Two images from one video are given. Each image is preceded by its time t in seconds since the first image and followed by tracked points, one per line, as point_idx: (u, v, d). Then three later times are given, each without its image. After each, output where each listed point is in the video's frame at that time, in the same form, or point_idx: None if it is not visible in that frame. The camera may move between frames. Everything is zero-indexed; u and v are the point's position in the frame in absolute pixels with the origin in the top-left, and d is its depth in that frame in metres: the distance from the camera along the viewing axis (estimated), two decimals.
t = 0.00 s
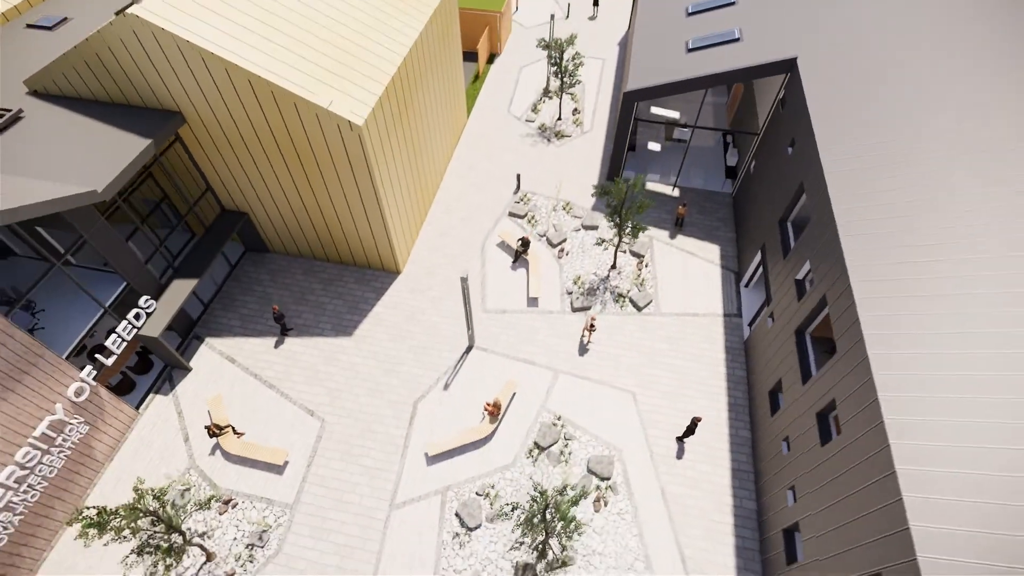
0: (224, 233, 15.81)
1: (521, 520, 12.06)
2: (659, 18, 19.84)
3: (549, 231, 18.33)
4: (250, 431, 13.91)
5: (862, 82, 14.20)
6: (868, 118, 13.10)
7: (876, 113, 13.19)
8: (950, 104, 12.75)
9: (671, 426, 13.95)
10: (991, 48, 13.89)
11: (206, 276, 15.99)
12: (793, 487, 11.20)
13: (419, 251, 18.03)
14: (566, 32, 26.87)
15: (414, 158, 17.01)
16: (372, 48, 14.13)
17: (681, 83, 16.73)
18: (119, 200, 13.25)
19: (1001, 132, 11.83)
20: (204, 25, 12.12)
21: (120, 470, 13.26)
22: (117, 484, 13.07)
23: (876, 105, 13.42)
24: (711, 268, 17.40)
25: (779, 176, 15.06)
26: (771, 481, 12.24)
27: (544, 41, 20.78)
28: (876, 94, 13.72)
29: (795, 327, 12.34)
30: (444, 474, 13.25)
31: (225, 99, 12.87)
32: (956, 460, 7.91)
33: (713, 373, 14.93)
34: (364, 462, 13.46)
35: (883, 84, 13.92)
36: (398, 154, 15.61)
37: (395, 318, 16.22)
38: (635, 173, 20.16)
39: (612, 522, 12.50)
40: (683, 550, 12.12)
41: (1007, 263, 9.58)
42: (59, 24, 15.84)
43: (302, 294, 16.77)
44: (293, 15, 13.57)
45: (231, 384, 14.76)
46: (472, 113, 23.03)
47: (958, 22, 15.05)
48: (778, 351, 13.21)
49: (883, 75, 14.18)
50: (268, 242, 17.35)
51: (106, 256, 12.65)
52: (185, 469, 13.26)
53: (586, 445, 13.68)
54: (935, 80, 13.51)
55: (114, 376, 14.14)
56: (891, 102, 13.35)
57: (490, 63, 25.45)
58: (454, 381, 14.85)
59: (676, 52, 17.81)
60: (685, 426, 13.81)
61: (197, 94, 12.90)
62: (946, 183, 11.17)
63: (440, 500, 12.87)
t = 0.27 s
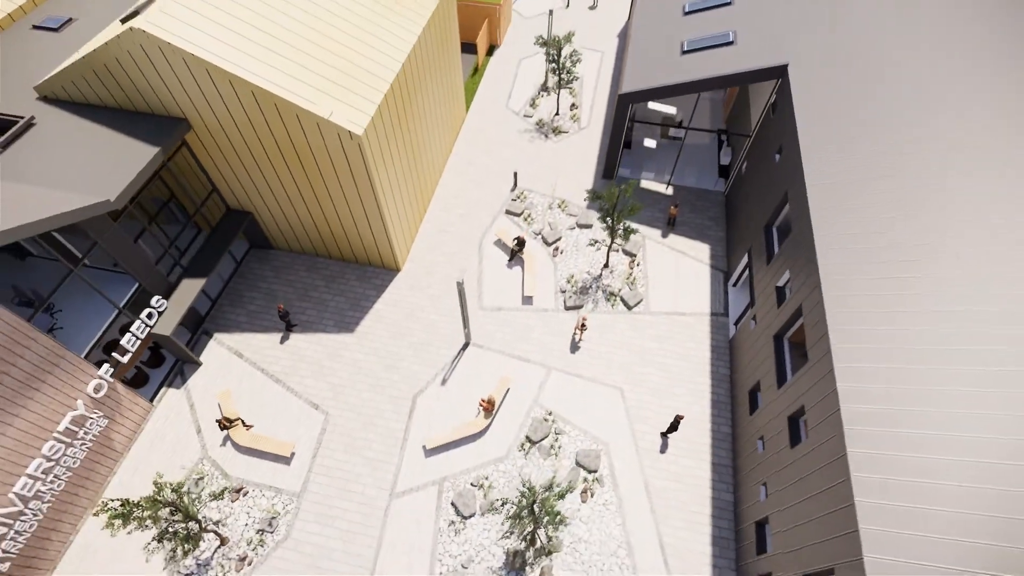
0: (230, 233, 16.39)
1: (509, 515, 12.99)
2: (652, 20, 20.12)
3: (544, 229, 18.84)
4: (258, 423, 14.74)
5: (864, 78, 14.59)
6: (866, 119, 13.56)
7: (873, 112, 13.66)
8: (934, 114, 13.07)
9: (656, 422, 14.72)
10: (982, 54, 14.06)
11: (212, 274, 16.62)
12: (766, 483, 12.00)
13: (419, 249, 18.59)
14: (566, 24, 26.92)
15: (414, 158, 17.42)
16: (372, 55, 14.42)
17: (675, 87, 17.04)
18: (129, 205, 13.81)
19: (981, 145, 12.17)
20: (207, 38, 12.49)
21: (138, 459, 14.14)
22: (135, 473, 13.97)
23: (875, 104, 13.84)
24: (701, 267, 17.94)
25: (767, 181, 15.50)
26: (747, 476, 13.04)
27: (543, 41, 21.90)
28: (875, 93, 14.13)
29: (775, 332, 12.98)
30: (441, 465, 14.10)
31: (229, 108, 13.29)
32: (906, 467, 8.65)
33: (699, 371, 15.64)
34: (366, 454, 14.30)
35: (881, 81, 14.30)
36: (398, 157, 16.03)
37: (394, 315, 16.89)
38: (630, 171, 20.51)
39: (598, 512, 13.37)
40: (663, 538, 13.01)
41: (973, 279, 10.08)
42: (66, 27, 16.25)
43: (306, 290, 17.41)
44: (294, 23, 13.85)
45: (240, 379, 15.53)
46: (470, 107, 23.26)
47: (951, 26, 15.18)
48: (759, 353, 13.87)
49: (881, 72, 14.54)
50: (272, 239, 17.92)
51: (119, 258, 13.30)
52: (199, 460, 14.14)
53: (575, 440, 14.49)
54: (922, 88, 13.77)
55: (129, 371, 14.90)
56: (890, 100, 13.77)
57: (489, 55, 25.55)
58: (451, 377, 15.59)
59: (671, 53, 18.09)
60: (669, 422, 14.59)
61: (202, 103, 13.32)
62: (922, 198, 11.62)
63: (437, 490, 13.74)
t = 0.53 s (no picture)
0: (237, 237, 17.04)
1: (502, 512, 13.81)
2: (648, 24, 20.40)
3: (540, 232, 19.43)
4: (267, 420, 15.58)
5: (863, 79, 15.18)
6: (865, 117, 14.25)
7: (874, 111, 14.28)
8: (916, 130, 13.54)
9: (643, 421, 15.51)
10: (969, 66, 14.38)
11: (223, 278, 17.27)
12: (743, 483, 12.82)
13: (419, 251, 19.22)
14: (565, 23, 27.14)
15: (414, 164, 17.96)
16: (373, 68, 14.85)
17: (668, 95, 17.47)
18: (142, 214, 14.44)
19: (958, 162, 12.67)
20: (214, 55, 12.98)
21: (154, 454, 15.01)
22: (152, 467, 14.83)
23: (874, 104, 14.47)
24: (691, 270, 18.56)
25: (755, 191, 16.06)
26: (728, 474, 13.85)
27: (541, 45, 23.01)
28: (861, 107, 14.55)
29: (757, 339, 13.67)
30: (440, 461, 14.95)
31: (236, 122, 13.84)
32: (865, 473, 9.45)
33: (686, 372, 16.37)
34: (369, 450, 15.15)
35: (881, 83, 14.87)
36: (399, 165, 16.58)
37: (396, 317, 17.60)
38: (625, 174, 21.08)
39: (587, 506, 14.24)
40: (648, 531, 13.89)
41: (939, 296, 10.72)
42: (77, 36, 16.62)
43: (310, 291, 18.09)
44: (297, 37, 14.27)
45: (248, 378, 16.32)
46: (470, 108, 23.65)
47: (939, 38, 15.50)
48: (743, 357, 14.58)
49: (874, 80, 14.99)
50: (277, 242, 18.57)
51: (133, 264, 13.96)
52: (212, 454, 15.02)
53: (567, 437, 15.30)
54: (906, 103, 14.21)
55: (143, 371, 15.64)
56: (874, 114, 14.20)
57: (489, 54, 25.82)
58: (450, 377, 16.37)
59: (665, 61, 18.45)
60: (656, 422, 15.38)
61: (211, 117, 13.87)
62: (897, 215, 12.19)
63: (436, 485, 14.60)
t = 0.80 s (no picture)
0: (246, 247, 17.73)
1: (499, 514, 14.64)
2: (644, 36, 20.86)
3: (538, 241, 20.10)
4: (277, 423, 16.40)
5: (864, 79, 15.88)
6: (866, 116, 14.99)
7: (857, 131, 14.85)
8: (897, 150, 14.13)
9: (635, 425, 16.30)
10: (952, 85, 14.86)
11: (234, 286, 17.98)
12: (726, 486, 13.65)
13: (421, 258, 19.91)
14: (564, 29, 27.61)
15: (416, 175, 18.59)
16: (377, 88, 15.45)
17: (661, 110, 18.05)
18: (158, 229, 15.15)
19: (936, 183, 13.26)
20: (225, 79, 13.56)
21: (171, 455, 15.83)
22: (169, 467, 15.65)
23: (874, 105, 15.15)
24: (684, 278, 19.25)
25: (744, 206, 16.78)
26: (713, 477, 14.66)
27: (540, 58, 24.15)
28: (845, 127, 15.11)
29: (742, 350, 14.42)
30: (441, 463, 15.77)
31: (247, 141, 14.48)
32: (835, 483, 10.28)
33: (677, 378, 17.13)
34: (374, 452, 15.97)
35: (873, 95, 15.40)
36: (401, 178, 17.22)
37: (399, 323, 18.34)
38: (621, 183, 21.70)
39: (580, 506, 15.08)
40: (637, 530, 14.73)
41: (910, 316, 11.46)
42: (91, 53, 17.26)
43: (317, 298, 18.81)
44: (304, 58, 14.86)
45: (259, 382, 17.10)
46: (470, 116, 24.20)
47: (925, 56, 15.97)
48: (729, 366, 15.32)
49: (859, 100, 15.52)
50: (285, 250, 19.25)
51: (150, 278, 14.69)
52: (226, 455, 15.85)
53: (562, 441, 16.11)
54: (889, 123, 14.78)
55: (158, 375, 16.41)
56: (857, 134, 14.79)
57: (489, 60, 26.31)
58: (450, 383, 17.14)
59: (660, 76, 19.00)
60: (646, 426, 16.16)
61: (222, 136, 14.50)
62: (876, 234, 12.84)
63: (438, 485, 15.43)
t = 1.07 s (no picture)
0: (259, 263, 18.49)
1: (501, 520, 15.42)
2: (641, 55, 21.51)
3: (538, 255, 20.86)
4: (289, 432, 17.18)
5: (848, 106, 16.58)
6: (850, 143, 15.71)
7: (842, 156, 15.60)
8: (881, 176, 14.83)
9: (630, 435, 17.07)
10: (934, 111, 15.54)
11: (247, 300, 18.68)
12: (715, 495, 14.42)
13: (426, 272, 20.66)
14: (564, 45, 28.33)
15: (421, 193, 19.31)
16: (385, 114, 16.16)
17: (656, 132, 18.79)
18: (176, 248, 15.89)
19: (916, 207, 13.95)
20: (242, 109, 14.29)
21: (188, 464, 16.61)
22: (186, 475, 16.42)
23: (856, 135, 15.83)
24: (678, 292, 20.01)
25: (736, 225, 17.55)
26: (705, 485, 15.44)
27: (541, 76, 24.83)
28: (832, 151, 15.84)
29: (732, 365, 15.20)
30: (446, 471, 16.56)
31: (261, 166, 15.23)
32: (814, 497, 11.11)
33: (671, 389, 17.89)
34: (382, 460, 16.75)
35: (858, 121, 16.12)
36: (407, 197, 17.94)
37: (405, 336, 19.10)
38: (619, 199, 22.44)
39: (578, 512, 15.87)
40: (632, 536, 15.50)
41: (888, 337, 12.23)
42: (111, 80, 18.07)
43: (326, 311, 19.57)
44: (315, 87, 15.58)
45: (271, 393, 17.88)
46: (472, 131, 24.91)
47: (912, 79, 16.54)
48: (720, 379, 16.10)
49: (846, 124, 16.23)
50: (294, 264, 19.99)
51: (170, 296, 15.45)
52: (241, 463, 16.64)
53: (561, 449, 16.89)
54: (874, 147, 15.48)
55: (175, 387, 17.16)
56: (843, 159, 15.51)
57: (490, 76, 27.01)
58: (454, 394, 17.92)
59: (656, 98, 19.70)
60: (642, 436, 16.93)
61: (238, 161, 15.24)
62: (857, 259, 13.62)
63: (443, 492, 16.22)
